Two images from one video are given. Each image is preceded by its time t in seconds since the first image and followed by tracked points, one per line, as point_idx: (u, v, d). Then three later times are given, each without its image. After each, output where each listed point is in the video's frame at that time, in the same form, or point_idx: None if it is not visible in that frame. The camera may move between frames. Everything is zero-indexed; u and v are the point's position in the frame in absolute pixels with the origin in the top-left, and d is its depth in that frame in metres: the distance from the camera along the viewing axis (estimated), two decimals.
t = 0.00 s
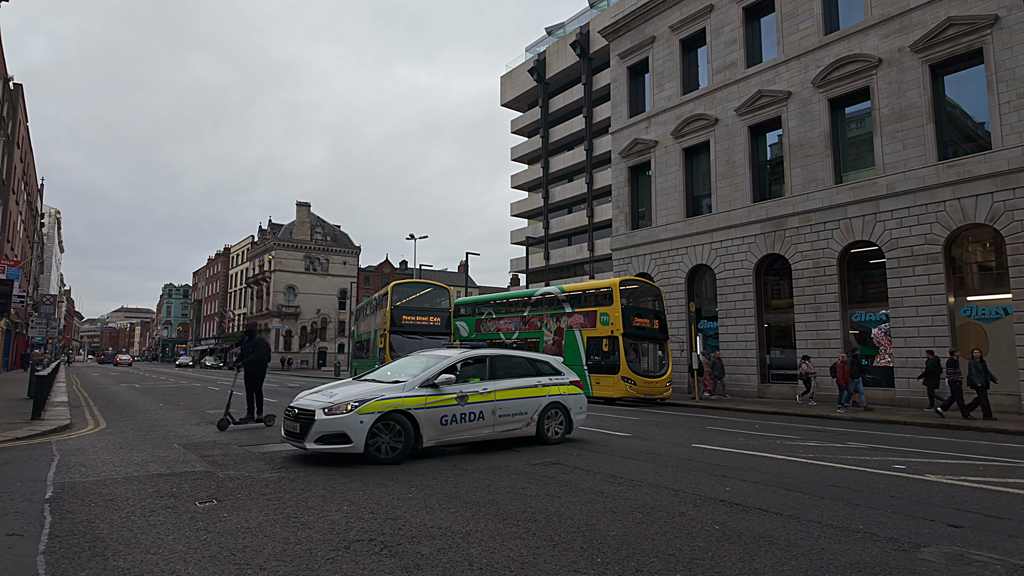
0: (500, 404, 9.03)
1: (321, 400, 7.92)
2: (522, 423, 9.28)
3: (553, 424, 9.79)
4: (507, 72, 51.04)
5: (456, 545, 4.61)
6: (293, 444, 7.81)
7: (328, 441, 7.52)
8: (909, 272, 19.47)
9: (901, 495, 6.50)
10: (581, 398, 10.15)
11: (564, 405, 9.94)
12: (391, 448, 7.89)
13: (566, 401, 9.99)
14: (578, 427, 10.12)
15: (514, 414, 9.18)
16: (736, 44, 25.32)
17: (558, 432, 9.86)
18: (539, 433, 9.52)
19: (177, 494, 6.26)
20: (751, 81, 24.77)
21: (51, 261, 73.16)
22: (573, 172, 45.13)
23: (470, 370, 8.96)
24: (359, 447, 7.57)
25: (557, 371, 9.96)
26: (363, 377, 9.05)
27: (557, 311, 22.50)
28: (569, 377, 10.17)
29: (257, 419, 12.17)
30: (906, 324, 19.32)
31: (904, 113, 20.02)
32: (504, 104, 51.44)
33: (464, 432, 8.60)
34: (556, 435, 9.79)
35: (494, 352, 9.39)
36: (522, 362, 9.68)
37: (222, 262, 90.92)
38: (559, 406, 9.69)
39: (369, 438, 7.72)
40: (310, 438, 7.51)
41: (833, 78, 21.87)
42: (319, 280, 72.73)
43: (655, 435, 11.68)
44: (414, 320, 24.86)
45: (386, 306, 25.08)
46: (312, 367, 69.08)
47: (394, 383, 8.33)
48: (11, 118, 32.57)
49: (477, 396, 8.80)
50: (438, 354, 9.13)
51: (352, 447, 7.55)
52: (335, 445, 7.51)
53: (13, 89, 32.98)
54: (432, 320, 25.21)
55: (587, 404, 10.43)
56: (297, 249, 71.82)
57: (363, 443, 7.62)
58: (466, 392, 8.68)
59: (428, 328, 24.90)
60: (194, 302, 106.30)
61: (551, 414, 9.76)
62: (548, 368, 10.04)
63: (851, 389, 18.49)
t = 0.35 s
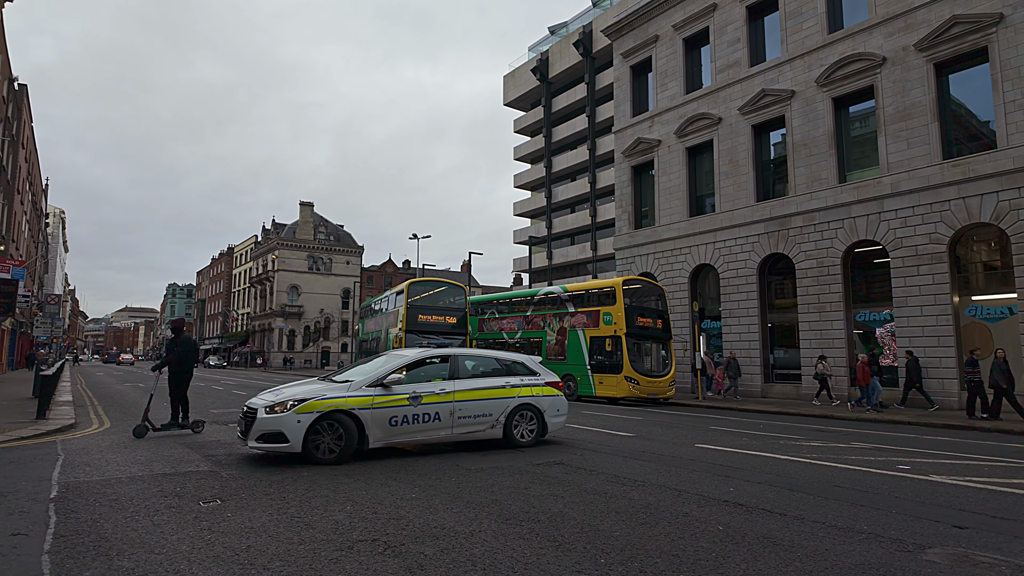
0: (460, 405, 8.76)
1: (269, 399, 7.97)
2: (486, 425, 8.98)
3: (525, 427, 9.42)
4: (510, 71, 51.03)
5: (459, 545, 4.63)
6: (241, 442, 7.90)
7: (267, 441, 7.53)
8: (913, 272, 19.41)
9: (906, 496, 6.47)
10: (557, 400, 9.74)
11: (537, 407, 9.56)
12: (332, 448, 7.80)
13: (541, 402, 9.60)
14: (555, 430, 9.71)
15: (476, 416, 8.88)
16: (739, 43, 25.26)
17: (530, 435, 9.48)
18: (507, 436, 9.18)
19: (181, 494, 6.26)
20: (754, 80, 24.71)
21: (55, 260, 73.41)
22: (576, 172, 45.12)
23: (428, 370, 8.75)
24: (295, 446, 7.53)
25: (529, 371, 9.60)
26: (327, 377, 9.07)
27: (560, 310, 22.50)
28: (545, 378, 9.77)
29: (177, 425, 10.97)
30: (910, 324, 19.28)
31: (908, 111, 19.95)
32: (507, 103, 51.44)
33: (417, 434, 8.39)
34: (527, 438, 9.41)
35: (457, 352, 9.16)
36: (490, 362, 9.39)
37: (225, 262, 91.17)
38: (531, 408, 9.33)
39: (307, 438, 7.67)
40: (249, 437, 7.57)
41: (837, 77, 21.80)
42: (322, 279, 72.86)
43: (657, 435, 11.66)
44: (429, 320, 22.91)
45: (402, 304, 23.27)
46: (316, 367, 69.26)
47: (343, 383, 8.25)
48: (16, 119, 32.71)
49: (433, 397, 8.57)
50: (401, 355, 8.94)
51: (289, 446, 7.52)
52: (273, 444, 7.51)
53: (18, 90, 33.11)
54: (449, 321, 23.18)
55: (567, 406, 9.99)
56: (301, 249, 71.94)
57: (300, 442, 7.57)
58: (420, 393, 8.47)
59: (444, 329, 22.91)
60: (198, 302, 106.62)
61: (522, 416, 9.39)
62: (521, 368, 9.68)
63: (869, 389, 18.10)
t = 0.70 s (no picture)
0: (419, 405, 8.58)
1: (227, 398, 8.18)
2: (448, 426, 8.76)
3: (493, 429, 9.13)
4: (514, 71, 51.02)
5: (463, 544, 4.64)
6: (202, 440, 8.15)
7: (216, 439, 7.73)
8: (918, 271, 19.33)
9: (912, 496, 6.45)
10: (530, 402, 9.40)
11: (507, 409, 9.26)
12: (279, 447, 7.84)
13: (511, 404, 9.28)
14: (528, 433, 9.37)
15: (437, 417, 8.68)
16: (743, 42, 25.21)
17: (499, 438, 9.18)
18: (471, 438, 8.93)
19: (185, 493, 6.26)
20: (758, 79, 24.67)
21: (60, 260, 73.69)
22: (579, 171, 45.10)
23: (387, 370, 8.64)
24: (241, 444, 7.64)
25: (498, 372, 9.31)
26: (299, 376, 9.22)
27: (564, 310, 22.48)
28: (517, 378, 9.45)
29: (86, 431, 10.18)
30: (914, 324, 19.21)
31: (913, 110, 19.88)
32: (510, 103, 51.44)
33: (371, 434, 8.30)
34: (495, 441, 9.12)
35: (420, 351, 9.00)
36: (456, 362, 9.17)
37: (229, 262, 91.36)
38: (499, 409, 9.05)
39: (254, 436, 7.77)
40: (202, 435, 7.81)
41: (841, 76, 21.73)
42: (326, 279, 72.96)
43: (661, 434, 11.64)
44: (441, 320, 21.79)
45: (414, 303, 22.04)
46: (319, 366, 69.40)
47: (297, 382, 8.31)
48: (21, 118, 32.85)
49: (389, 397, 8.44)
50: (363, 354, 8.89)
51: (235, 443, 7.66)
52: (221, 442, 7.70)
53: (24, 91, 33.25)
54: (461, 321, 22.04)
55: (543, 408, 9.62)
56: (304, 249, 72.08)
57: (246, 440, 7.69)
58: (375, 393, 8.36)
59: (457, 330, 21.75)
60: (202, 302, 106.91)
61: (490, 418, 9.10)
62: (491, 368, 9.41)
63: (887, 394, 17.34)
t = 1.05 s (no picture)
0: (378, 405, 8.59)
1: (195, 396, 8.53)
2: (410, 426, 8.72)
3: (459, 429, 9.04)
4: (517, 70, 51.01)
5: (467, 544, 4.64)
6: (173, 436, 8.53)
7: (177, 435, 8.08)
8: (923, 271, 19.26)
9: (917, 496, 6.42)
10: (500, 402, 9.21)
11: (474, 409, 9.11)
12: (234, 444, 8.04)
13: (479, 404, 9.13)
14: (498, 433, 9.20)
15: (397, 417, 8.66)
16: (747, 41, 25.15)
17: (465, 438, 9.07)
18: (435, 438, 8.86)
19: (189, 493, 6.29)
20: (762, 78, 24.61)
21: (66, 260, 73.97)
22: (583, 171, 45.06)
23: (348, 369, 8.67)
24: (196, 441, 7.93)
25: (466, 371, 9.17)
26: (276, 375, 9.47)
27: (567, 310, 22.48)
28: (486, 378, 9.28)
29: None
30: (919, 323, 19.14)
31: (918, 109, 19.80)
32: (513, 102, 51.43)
33: (329, 432, 8.37)
34: (461, 441, 9.01)
35: (384, 351, 8.98)
36: (422, 361, 9.10)
37: (233, 262, 91.55)
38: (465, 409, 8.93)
39: (210, 434, 8.03)
40: (166, 432, 8.18)
41: (845, 74, 21.67)
42: (329, 279, 73.08)
43: (663, 434, 11.62)
44: (449, 319, 21.63)
45: (421, 302, 21.85)
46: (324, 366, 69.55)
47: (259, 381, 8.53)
48: (26, 119, 32.96)
49: (347, 396, 8.48)
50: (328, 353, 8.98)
51: (191, 440, 7.96)
52: (180, 438, 8.02)
53: (29, 91, 33.35)
54: (468, 319, 21.88)
55: (515, 409, 9.40)
56: (308, 248, 72.22)
57: (201, 437, 7.96)
58: (333, 392, 8.43)
59: (465, 328, 21.60)
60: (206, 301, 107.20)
61: (455, 418, 9.01)
62: (459, 368, 9.28)
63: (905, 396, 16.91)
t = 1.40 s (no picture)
0: (339, 404, 8.59)
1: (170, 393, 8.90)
2: (372, 425, 8.68)
3: (424, 429, 8.91)
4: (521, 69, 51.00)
5: (471, 543, 4.64)
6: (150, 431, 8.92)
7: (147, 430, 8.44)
8: (929, 270, 19.18)
9: (923, 497, 6.39)
10: (467, 402, 9.04)
11: (441, 408, 8.97)
12: (198, 440, 8.31)
13: (446, 404, 8.98)
14: (467, 435, 9.01)
15: (359, 416, 8.64)
16: (751, 39, 25.09)
17: (431, 438, 8.94)
18: (399, 437, 8.78)
19: (195, 491, 6.30)
20: (766, 76, 24.52)
21: (72, 259, 74.36)
22: (586, 170, 45.00)
23: (311, 368, 8.75)
24: (162, 436, 8.24)
25: (432, 370, 9.04)
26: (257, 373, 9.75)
27: (571, 309, 22.47)
28: (454, 377, 9.12)
29: None
30: (925, 322, 19.06)
31: (924, 107, 19.72)
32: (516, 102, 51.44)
33: (290, 430, 8.46)
34: (427, 441, 8.89)
35: (349, 350, 8.99)
36: (389, 360, 9.06)
37: (238, 262, 91.82)
38: (430, 409, 8.82)
39: (174, 430, 8.34)
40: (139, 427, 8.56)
41: (851, 73, 21.58)
42: (333, 279, 73.22)
43: (668, 434, 11.59)
44: (457, 318, 21.58)
45: (429, 301, 21.77)
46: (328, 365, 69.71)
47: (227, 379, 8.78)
48: (33, 120, 33.16)
49: (308, 395, 8.54)
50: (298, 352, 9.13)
51: (157, 435, 8.29)
52: (148, 433, 8.37)
53: (35, 92, 33.54)
54: (476, 318, 21.82)
55: (485, 409, 9.19)
56: (312, 248, 72.38)
57: (167, 432, 8.27)
58: (294, 390, 8.52)
59: (473, 326, 21.54)
60: (211, 301, 107.54)
61: (422, 418, 8.90)
62: (428, 367, 9.16)
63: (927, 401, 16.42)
